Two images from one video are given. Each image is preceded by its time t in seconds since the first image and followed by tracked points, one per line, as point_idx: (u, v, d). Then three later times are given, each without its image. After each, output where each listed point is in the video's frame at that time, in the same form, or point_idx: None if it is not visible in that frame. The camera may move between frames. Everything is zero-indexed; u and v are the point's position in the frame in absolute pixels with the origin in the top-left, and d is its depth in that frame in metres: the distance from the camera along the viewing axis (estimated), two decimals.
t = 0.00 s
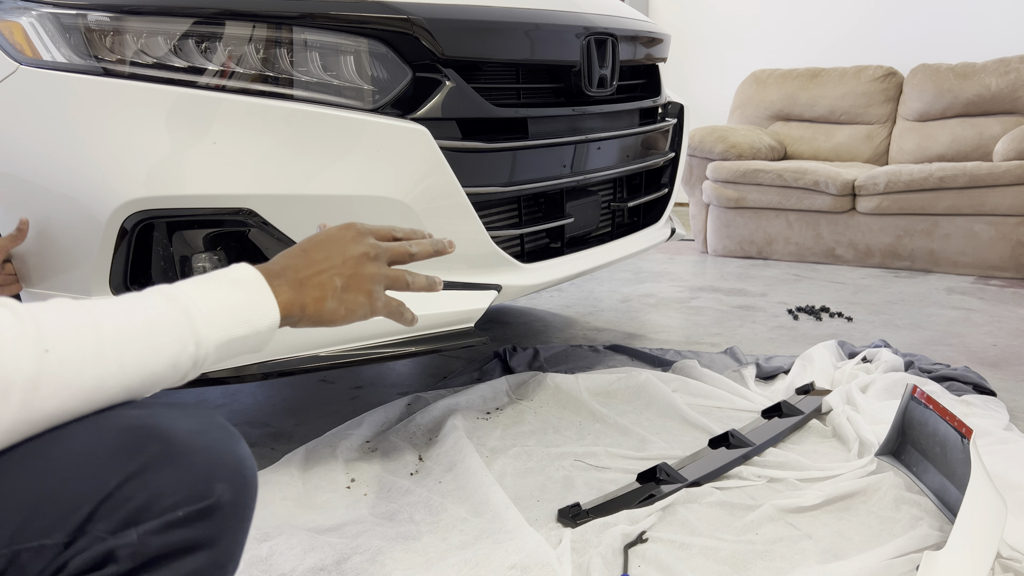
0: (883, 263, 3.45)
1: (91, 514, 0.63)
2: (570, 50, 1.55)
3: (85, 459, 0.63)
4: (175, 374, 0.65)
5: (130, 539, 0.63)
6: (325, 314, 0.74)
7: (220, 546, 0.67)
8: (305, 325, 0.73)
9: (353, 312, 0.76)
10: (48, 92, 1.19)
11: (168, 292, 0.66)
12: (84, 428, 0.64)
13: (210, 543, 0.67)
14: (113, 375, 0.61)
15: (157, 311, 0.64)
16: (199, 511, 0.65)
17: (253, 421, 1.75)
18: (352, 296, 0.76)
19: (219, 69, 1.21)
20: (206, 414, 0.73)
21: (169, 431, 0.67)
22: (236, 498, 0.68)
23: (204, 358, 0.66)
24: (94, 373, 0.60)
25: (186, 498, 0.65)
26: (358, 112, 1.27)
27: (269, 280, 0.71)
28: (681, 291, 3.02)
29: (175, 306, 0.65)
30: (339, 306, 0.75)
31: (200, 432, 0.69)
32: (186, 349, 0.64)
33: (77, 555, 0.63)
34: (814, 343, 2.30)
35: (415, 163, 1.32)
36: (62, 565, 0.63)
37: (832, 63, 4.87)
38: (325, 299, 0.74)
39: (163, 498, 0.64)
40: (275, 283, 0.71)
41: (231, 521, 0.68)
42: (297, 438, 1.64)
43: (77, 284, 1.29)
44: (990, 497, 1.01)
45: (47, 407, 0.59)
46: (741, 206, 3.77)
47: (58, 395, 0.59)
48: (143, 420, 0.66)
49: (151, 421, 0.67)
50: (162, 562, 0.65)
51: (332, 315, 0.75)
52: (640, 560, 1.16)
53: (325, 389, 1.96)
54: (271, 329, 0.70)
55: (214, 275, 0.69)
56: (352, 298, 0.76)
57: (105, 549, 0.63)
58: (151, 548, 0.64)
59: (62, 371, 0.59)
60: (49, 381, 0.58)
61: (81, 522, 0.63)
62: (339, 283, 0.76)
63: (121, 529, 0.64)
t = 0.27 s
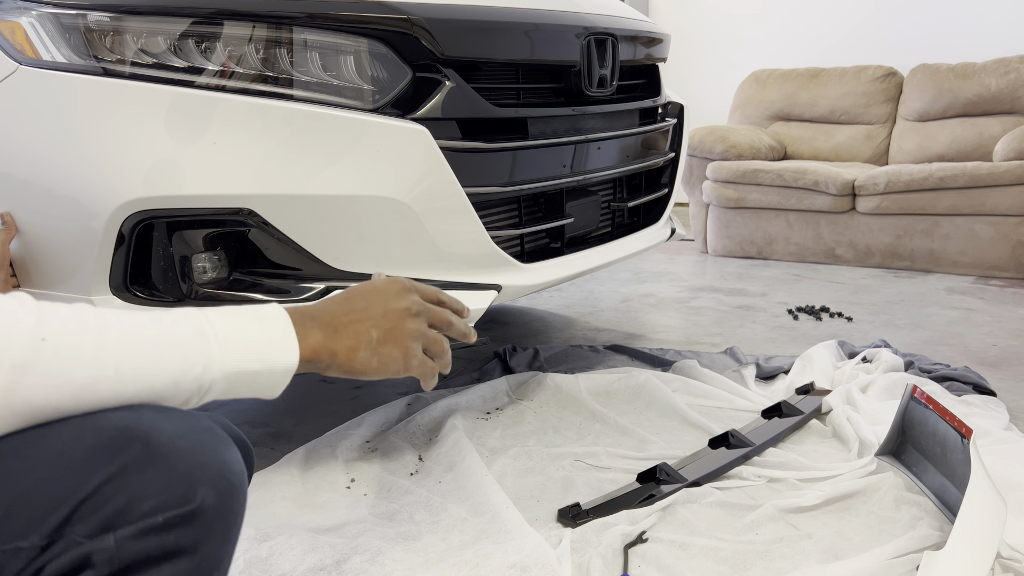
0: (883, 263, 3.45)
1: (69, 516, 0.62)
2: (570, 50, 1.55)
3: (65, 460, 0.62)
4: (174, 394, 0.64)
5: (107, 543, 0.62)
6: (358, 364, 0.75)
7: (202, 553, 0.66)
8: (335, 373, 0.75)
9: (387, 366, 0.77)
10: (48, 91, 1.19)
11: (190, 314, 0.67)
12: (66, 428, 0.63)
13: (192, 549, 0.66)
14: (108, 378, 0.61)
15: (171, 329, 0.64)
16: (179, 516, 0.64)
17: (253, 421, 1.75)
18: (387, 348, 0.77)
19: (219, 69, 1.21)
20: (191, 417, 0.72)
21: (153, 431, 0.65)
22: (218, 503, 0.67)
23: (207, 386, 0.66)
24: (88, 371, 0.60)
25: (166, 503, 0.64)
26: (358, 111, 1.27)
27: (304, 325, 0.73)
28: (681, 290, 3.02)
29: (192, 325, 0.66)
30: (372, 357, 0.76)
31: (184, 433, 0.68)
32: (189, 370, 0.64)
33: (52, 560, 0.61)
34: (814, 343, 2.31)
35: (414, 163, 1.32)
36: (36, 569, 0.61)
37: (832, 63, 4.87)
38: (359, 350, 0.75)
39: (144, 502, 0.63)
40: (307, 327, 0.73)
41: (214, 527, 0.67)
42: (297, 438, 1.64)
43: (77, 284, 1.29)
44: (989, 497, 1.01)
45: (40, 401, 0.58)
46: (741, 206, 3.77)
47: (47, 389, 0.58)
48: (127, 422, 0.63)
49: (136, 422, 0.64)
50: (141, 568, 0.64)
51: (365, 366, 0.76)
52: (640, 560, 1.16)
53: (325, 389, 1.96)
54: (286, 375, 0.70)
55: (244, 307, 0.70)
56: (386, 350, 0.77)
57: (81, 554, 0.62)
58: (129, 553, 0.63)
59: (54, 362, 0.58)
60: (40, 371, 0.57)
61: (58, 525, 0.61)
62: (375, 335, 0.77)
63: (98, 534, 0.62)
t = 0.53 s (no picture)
0: (883, 263, 3.45)
1: (61, 524, 0.62)
2: (570, 50, 1.55)
3: (57, 468, 0.63)
4: (146, 372, 0.64)
5: (100, 552, 0.62)
6: (301, 326, 0.72)
7: (197, 562, 0.66)
8: (280, 342, 0.71)
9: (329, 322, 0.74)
10: (48, 91, 1.19)
11: (144, 297, 0.67)
12: (58, 437, 0.64)
13: (187, 558, 0.65)
14: (79, 369, 0.61)
15: (131, 313, 0.64)
16: (173, 523, 0.64)
17: (253, 421, 1.75)
18: (322, 305, 0.74)
19: (219, 69, 1.21)
20: (188, 425, 0.72)
21: (145, 439, 0.66)
22: (214, 511, 0.67)
23: (176, 357, 0.65)
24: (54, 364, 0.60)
25: (159, 510, 0.64)
26: (358, 111, 1.27)
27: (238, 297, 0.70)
28: (681, 290, 3.02)
29: (144, 304, 0.66)
30: (312, 317, 0.73)
31: (177, 442, 0.68)
32: (154, 341, 0.64)
33: (45, 568, 0.62)
34: (814, 343, 2.30)
35: (413, 164, 1.32)
36: None
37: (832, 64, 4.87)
38: (297, 312, 0.72)
39: (136, 510, 0.63)
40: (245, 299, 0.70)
41: (210, 536, 0.67)
42: (297, 438, 1.64)
43: (78, 285, 1.29)
44: (989, 496, 1.01)
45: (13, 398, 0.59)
46: (741, 206, 3.77)
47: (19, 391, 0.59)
48: (115, 429, 0.65)
49: (127, 429, 0.66)
50: None
51: (306, 329, 0.73)
52: (640, 560, 1.16)
53: (325, 389, 1.96)
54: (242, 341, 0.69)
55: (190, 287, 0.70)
56: (323, 307, 0.74)
57: (74, 563, 0.62)
58: (122, 563, 0.63)
59: (14, 364, 0.58)
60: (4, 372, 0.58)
61: (50, 534, 0.61)
62: (307, 295, 0.74)
63: (91, 542, 0.62)
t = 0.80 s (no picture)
0: (883, 263, 3.45)
1: (63, 509, 0.62)
2: (570, 50, 1.55)
3: (61, 456, 0.63)
4: (159, 368, 0.64)
5: (98, 535, 0.62)
6: (317, 314, 0.74)
7: (195, 552, 0.66)
8: (297, 330, 0.73)
9: (347, 309, 0.76)
10: (48, 91, 1.19)
11: (157, 291, 0.67)
12: (64, 425, 0.65)
13: (185, 547, 0.65)
14: (92, 366, 0.61)
15: (144, 309, 0.64)
16: (172, 511, 0.64)
17: (253, 421, 1.75)
18: (338, 293, 0.76)
19: (220, 69, 1.21)
20: (195, 419, 0.73)
21: (149, 429, 0.67)
22: (214, 501, 0.67)
23: (190, 353, 0.66)
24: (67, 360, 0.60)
25: (159, 497, 0.64)
26: (358, 111, 1.27)
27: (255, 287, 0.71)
28: (681, 290, 3.02)
29: (158, 302, 0.65)
30: (327, 303, 0.75)
31: (182, 433, 0.69)
32: (168, 340, 0.64)
33: (44, 551, 0.62)
34: (814, 343, 2.30)
35: (412, 163, 1.32)
36: (28, 562, 0.62)
37: (832, 63, 4.87)
38: (312, 299, 0.74)
39: (136, 496, 0.64)
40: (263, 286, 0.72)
41: (209, 526, 0.66)
42: (297, 438, 1.64)
43: (78, 284, 1.29)
44: (989, 496, 1.01)
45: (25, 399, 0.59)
46: (741, 206, 3.77)
47: (31, 388, 0.59)
48: (122, 420, 0.66)
49: (132, 420, 0.67)
50: (132, 564, 0.63)
51: (322, 316, 0.74)
52: (640, 560, 1.16)
53: (325, 389, 1.96)
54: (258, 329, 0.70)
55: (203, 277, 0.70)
56: (338, 295, 0.76)
57: (73, 546, 0.62)
58: (120, 547, 0.63)
59: (28, 362, 0.58)
60: (17, 369, 0.58)
61: (51, 518, 0.62)
62: (322, 283, 0.76)
63: (90, 526, 0.62)
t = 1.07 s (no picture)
0: (883, 263, 3.45)
1: (98, 510, 0.62)
2: (570, 50, 1.55)
3: (96, 458, 0.63)
4: (189, 374, 0.65)
5: (134, 538, 0.62)
6: (336, 323, 0.77)
7: (223, 556, 0.67)
8: (316, 338, 0.76)
9: (364, 323, 0.79)
10: (48, 91, 1.19)
11: (186, 297, 0.68)
12: (99, 427, 0.64)
13: (213, 551, 0.67)
14: (127, 369, 0.62)
15: (174, 314, 0.65)
16: (205, 516, 0.66)
17: (254, 421, 1.75)
18: (356, 307, 0.80)
19: (219, 69, 1.21)
20: (220, 426, 0.75)
21: (182, 435, 0.68)
22: (242, 507, 0.68)
23: (217, 360, 0.67)
24: (106, 363, 0.61)
25: (192, 502, 0.65)
26: (358, 111, 1.27)
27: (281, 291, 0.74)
28: (681, 290, 3.02)
29: (190, 308, 0.67)
30: (346, 315, 0.78)
31: (209, 440, 0.70)
32: (199, 347, 0.65)
33: (78, 552, 0.61)
34: (814, 343, 2.31)
35: (413, 164, 1.32)
36: (61, 563, 0.61)
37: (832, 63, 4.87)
38: (333, 309, 0.77)
39: (170, 500, 0.64)
40: (287, 293, 0.74)
41: (237, 531, 0.68)
42: (297, 438, 1.64)
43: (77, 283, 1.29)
44: (990, 496, 1.01)
45: (64, 402, 0.59)
46: (741, 206, 3.77)
47: (70, 391, 0.59)
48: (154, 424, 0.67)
49: (164, 425, 0.68)
50: (162, 567, 0.64)
51: (340, 327, 0.77)
52: (640, 560, 1.16)
53: (325, 388, 1.96)
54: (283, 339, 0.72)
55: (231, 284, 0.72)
56: (356, 309, 0.80)
57: (107, 547, 0.62)
58: (153, 550, 0.63)
59: (70, 366, 0.59)
60: (58, 372, 0.58)
61: (86, 519, 0.61)
62: (342, 296, 0.79)
63: (126, 528, 0.62)
